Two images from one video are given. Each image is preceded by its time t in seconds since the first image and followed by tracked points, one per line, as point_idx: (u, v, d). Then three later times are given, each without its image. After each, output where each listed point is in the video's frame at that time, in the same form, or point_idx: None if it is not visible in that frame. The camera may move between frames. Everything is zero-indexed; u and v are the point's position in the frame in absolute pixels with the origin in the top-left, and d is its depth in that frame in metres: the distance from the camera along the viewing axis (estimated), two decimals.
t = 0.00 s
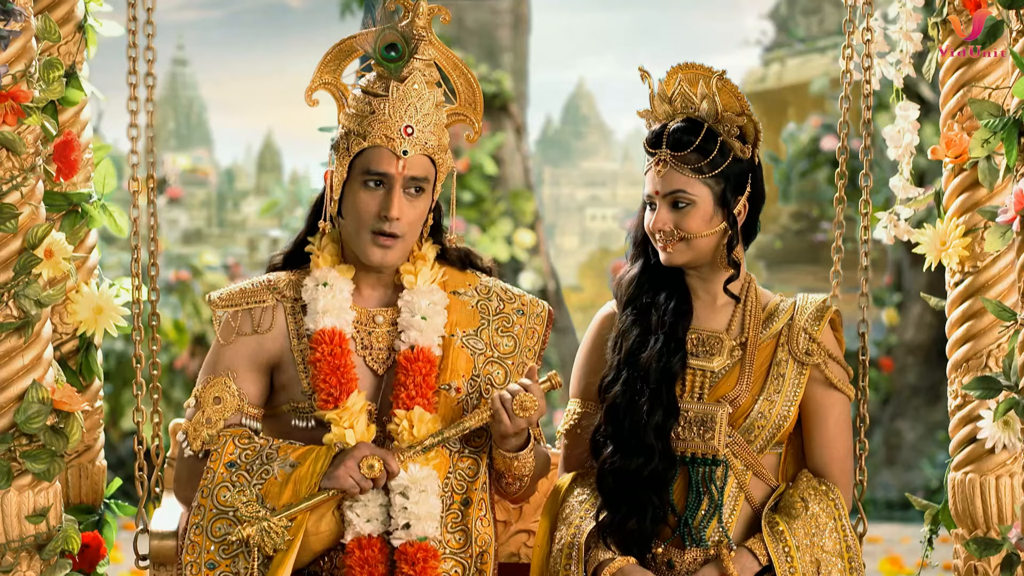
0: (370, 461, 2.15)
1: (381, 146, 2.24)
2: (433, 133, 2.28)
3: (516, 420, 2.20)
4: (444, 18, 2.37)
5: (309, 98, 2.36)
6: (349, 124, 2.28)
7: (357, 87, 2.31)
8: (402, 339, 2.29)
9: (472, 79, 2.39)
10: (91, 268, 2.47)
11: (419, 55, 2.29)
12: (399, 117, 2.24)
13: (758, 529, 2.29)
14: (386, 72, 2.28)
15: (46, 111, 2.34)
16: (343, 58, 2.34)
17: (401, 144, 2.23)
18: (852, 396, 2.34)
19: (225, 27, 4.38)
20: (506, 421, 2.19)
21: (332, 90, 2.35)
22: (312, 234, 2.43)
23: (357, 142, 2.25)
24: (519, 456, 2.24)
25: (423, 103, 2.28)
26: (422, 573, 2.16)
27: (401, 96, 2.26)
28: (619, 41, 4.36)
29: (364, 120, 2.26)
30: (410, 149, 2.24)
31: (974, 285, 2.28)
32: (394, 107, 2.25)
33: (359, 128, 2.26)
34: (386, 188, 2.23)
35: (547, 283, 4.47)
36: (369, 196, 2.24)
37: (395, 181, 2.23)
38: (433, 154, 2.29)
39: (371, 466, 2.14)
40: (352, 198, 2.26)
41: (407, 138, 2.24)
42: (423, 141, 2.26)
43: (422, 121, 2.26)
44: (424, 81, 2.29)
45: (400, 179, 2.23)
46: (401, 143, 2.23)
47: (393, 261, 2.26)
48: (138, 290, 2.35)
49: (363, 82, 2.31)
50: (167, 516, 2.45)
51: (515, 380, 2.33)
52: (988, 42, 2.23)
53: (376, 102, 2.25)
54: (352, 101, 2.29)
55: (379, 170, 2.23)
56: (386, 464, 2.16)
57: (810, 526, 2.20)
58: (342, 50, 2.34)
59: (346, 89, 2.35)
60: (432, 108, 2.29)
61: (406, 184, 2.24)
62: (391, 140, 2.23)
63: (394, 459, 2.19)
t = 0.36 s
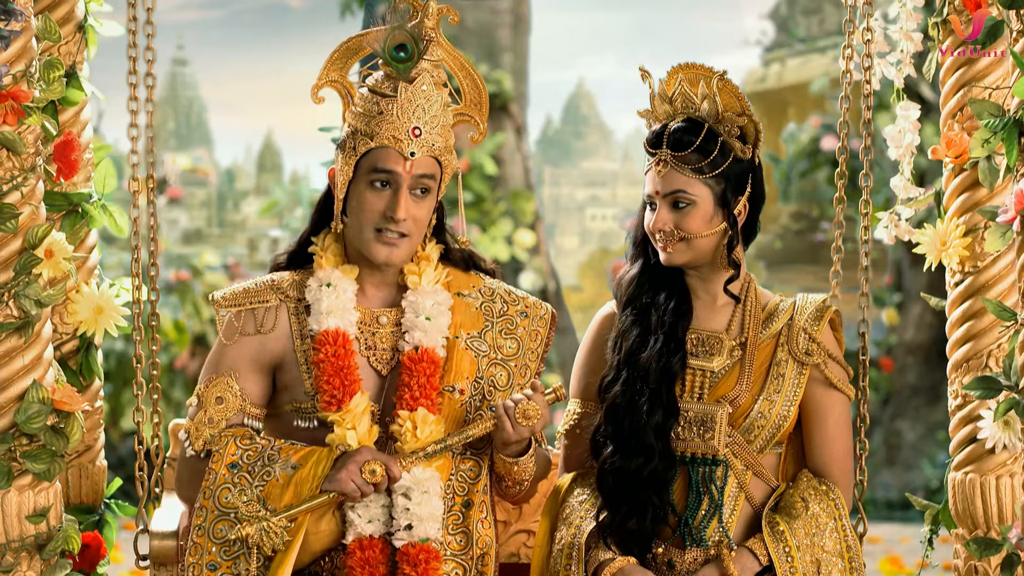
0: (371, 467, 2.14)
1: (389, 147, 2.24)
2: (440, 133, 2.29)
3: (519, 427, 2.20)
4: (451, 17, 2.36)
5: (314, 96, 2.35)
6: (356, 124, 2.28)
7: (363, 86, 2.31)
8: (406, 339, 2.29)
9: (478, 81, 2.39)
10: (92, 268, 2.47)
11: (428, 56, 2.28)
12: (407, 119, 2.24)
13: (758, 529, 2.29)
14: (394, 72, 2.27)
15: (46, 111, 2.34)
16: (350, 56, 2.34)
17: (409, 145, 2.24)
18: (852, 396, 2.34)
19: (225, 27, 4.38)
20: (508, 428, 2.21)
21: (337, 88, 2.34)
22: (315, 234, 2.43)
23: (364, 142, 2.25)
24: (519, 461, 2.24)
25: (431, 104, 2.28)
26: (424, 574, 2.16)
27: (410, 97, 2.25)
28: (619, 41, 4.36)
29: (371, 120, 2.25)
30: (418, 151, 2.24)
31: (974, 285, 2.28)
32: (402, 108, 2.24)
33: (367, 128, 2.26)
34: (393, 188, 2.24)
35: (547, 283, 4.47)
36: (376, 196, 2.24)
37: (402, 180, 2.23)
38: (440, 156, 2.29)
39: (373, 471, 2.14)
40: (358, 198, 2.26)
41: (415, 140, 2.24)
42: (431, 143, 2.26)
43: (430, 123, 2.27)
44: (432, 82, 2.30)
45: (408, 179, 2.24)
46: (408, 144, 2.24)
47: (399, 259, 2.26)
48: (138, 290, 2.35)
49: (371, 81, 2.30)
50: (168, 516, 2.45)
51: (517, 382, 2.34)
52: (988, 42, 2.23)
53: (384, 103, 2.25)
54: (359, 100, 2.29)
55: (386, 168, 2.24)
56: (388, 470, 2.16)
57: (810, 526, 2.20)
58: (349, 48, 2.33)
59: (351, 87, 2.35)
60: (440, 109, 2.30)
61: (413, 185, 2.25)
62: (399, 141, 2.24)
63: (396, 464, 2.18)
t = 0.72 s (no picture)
0: (367, 470, 2.14)
1: (388, 148, 2.24)
2: (438, 131, 2.28)
3: (516, 432, 2.20)
4: (436, 13, 2.35)
5: (307, 102, 2.36)
6: (353, 126, 2.28)
7: (355, 87, 2.31)
8: (408, 340, 2.29)
9: (470, 72, 2.41)
10: (92, 268, 2.47)
11: (417, 53, 2.29)
12: (404, 118, 2.24)
13: (757, 528, 2.29)
14: (386, 73, 2.28)
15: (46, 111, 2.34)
16: (340, 58, 2.35)
17: (408, 145, 2.23)
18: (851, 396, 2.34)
19: (225, 27, 4.38)
20: (504, 432, 2.20)
21: (330, 92, 2.37)
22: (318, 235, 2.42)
23: (363, 147, 2.25)
24: (516, 464, 2.24)
25: (426, 101, 2.28)
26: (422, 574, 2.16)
27: (405, 96, 2.25)
28: (619, 41, 4.36)
29: (369, 122, 2.25)
30: (417, 150, 2.24)
31: (974, 285, 2.28)
32: (397, 108, 2.24)
33: (363, 131, 2.25)
34: (395, 189, 2.24)
35: (547, 283, 4.47)
36: (379, 198, 2.24)
37: (404, 180, 2.23)
38: (439, 152, 2.29)
39: (368, 474, 2.13)
40: (361, 201, 2.26)
41: (414, 138, 2.24)
42: (429, 141, 2.26)
43: (427, 120, 2.26)
44: (424, 78, 2.30)
45: (410, 178, 2.24)
46: (407, 144, 2.23)
47: (406, 261, 2.27)
48: (138, 290, 2.35)
49: (361, 82, 2.30)
50: (167, 516, 2.45)
51: (516, 383, 2.34)
52: (988, 42, 2.23)
53: (378, 104, 2.25)
54: (352, 102, 2.29)
55: (388, 168, 2.23)
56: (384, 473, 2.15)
57: (809, 526, 2.20)
58: (337, 52, 2.35)
59: (344, 91, 2.37)
60: (435, 105, 2.29)
61: (415, 183, 2.25)
62: (397, 142, 2.23)
63: (392, 467, 2.18)
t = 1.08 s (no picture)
0: (364, 472, 2.14)
1: (384, 145, 2.24)
2: (437, 132, 2.27)
3: (513, 431, 2.20)
4: (449, 15, 2.36)
5: (314, 93, 2.37)
6: (353, 122, 2.28)
7: (360, 85, 2.32)
8: (405, 338, 2.29)
9: (478, 79, 2.40)
10: (92, 268, 2.47)
11: (424, 54, 2.29)
12: (402, 117, 2.24)
13: (757, 528, 2.29)
14: (390, 71, 2.29)
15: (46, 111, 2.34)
16: (348, 54, 2.36)
17: (403, 144, 2.23)
18: (851, 396, 2.34)
19: (225, 27, 4.38)
20: (501, 433, 2.20)
21: (337, 85, 2.37)
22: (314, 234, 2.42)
23: (359, 140, 2.26)
24: (514, 464, 2.24)
25: (427, 102, 2.27)
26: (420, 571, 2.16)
27: (405, 95, 2.25)
28: (619, 41, 4.36)
29: (368, 118, 2.26)
30: (412, 150, 2.24)
31: (974, 285, 2.28)
32: (398, 106, 2.24)
33: (362, 126, 2.26)
34: (388, 187, 2.24)
35: (546, 283, 4.47)
36: (371, 195, 2.24)
37: (397, 179, 2.24)
38: (436, 154, 2.28)
39: (365, 476, 2.14)
40: (356, 198, 2.26)
41: (410, 138, 2.24)
42: (426, 141, 2.26)
43: (427, 121, 2.26)
44: (428, 80, 2.29)
45: (403, 177, 2.24)
46: (403, 143, 2.23)
47: (395, 259, 2.26)
48: (138, 290, 2.34)
49: (368, 80, 2.31)
50: (167, 516, 2.45)
51: (514, 382, 2.33)
52: (988, 42, 2.23)
53: (380, 100, 2.25)
54: (356, 98, 2.30)
55: (382, 167, 2.24)
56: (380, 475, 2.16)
57: (809, 526, 2.20)
58: (347, 46, 2.35)
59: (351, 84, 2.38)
60: (436, 108, 2.28)
61: (409, 183, 2.25)
62: (393, 140, 2.23)
63: (389, 468, 2.18)
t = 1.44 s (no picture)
0: (362, 467, 2.14)
1: (386, 145, 2.24)
2: (436, 128, 2.28)
3: (510, 428, 2.20)
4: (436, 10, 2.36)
5: (307, 96, 2.36)
6: (351, 122, 2.27)
7: (354, 83, 2.31)
8: (404, 332, 2.30)
9: (469, 71, 2.40)
10: (91, 267, 2.47)
11: (418, 51, 2.29)
12: (403, 116, 2.24)
13: (757, 528, 2.29)
14: (385, 70, 2.28)
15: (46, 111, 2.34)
16: (339, 52, 2.36)
17: (406, 143, 2.24)
18: (851, 396, 2.34)
19: (225, 26, 4.38)
20: (498, 427, 2.20)
21: (330, 86, 2.37)
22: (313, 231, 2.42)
23: (360, 141, 2.25)
24: (512, 460, 2.24)
25: (425, 100, 2.27)
26: (419, 563, 2.16)
27: (403, 94, 2.25)
28: (619, 41, 4.36)
29: (368, 119, 2.25)
30: (415, 148, 2.25)
31: (973, 285, 2.28)
32: (397, 105, 2.24)
33: (362, 128, 2.25)
34: (392, 186, 2.24)
35: (546, 283, 4.47)
36: (375, 195, 2.25)
37: (401, 177, 2.24)
38: (436, 150, 2.29)
39: (363, 471, 2.14)
40: (358, 197, 2.26)
41: (412, 136, 2.24)
42: (427, 139, 2.26)
43: (425, 119, 2.26)
44: (424, 77, 2.30)
45: (407, 175, 2.25)
46: (406, 142, 2.24)
47: (399, 260, 2.28)
48: (138, 290, 2.34)
49: (361, 79, 2.30)
50: (167, 516, 2.45)
51: (513, 378, 2.33)
52: (988, 42, 2.23)
53: (378, 101, 2.25)
54: (351, 98, 2.29)
55: (385, 166, 2.24)
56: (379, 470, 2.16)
57: (809, 526, 2.20)
58: (338, 46, 2.35)
59: (343, 84, 2.37)
60: (433, 104, 2.29)
61: (411, 181, 2.25)
62: (395, 139, 2.24)
63: (386, 464, 2.18)
